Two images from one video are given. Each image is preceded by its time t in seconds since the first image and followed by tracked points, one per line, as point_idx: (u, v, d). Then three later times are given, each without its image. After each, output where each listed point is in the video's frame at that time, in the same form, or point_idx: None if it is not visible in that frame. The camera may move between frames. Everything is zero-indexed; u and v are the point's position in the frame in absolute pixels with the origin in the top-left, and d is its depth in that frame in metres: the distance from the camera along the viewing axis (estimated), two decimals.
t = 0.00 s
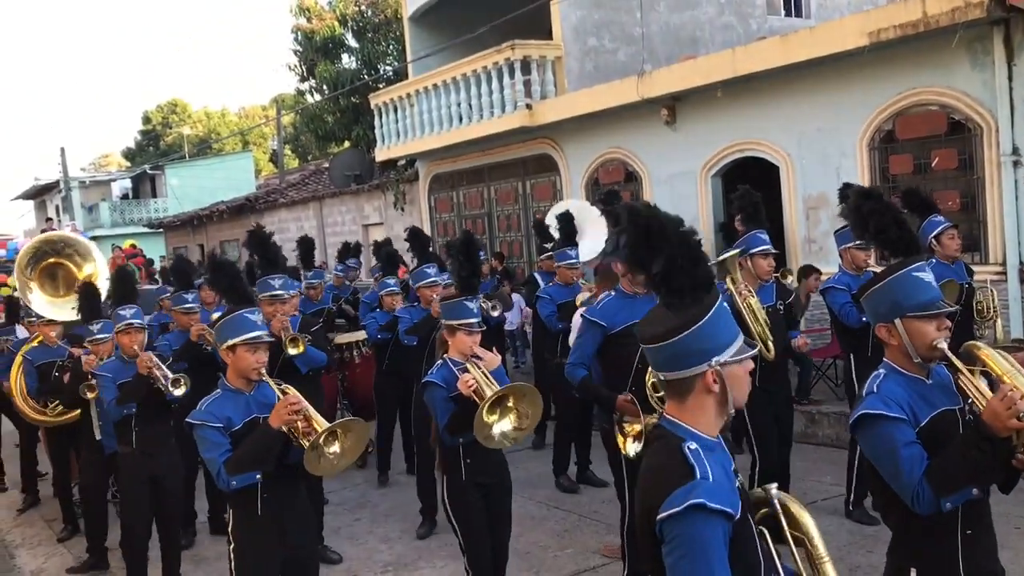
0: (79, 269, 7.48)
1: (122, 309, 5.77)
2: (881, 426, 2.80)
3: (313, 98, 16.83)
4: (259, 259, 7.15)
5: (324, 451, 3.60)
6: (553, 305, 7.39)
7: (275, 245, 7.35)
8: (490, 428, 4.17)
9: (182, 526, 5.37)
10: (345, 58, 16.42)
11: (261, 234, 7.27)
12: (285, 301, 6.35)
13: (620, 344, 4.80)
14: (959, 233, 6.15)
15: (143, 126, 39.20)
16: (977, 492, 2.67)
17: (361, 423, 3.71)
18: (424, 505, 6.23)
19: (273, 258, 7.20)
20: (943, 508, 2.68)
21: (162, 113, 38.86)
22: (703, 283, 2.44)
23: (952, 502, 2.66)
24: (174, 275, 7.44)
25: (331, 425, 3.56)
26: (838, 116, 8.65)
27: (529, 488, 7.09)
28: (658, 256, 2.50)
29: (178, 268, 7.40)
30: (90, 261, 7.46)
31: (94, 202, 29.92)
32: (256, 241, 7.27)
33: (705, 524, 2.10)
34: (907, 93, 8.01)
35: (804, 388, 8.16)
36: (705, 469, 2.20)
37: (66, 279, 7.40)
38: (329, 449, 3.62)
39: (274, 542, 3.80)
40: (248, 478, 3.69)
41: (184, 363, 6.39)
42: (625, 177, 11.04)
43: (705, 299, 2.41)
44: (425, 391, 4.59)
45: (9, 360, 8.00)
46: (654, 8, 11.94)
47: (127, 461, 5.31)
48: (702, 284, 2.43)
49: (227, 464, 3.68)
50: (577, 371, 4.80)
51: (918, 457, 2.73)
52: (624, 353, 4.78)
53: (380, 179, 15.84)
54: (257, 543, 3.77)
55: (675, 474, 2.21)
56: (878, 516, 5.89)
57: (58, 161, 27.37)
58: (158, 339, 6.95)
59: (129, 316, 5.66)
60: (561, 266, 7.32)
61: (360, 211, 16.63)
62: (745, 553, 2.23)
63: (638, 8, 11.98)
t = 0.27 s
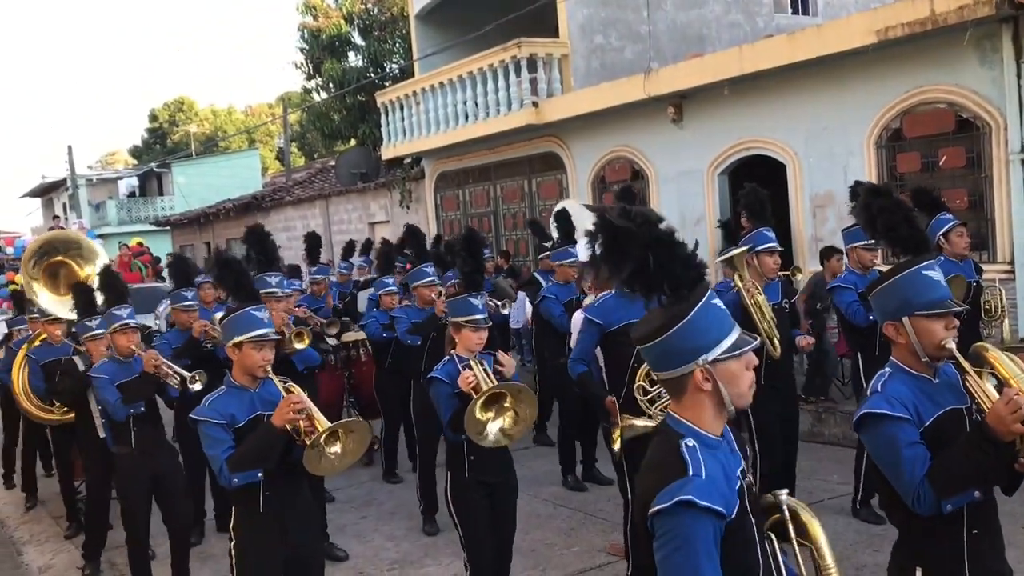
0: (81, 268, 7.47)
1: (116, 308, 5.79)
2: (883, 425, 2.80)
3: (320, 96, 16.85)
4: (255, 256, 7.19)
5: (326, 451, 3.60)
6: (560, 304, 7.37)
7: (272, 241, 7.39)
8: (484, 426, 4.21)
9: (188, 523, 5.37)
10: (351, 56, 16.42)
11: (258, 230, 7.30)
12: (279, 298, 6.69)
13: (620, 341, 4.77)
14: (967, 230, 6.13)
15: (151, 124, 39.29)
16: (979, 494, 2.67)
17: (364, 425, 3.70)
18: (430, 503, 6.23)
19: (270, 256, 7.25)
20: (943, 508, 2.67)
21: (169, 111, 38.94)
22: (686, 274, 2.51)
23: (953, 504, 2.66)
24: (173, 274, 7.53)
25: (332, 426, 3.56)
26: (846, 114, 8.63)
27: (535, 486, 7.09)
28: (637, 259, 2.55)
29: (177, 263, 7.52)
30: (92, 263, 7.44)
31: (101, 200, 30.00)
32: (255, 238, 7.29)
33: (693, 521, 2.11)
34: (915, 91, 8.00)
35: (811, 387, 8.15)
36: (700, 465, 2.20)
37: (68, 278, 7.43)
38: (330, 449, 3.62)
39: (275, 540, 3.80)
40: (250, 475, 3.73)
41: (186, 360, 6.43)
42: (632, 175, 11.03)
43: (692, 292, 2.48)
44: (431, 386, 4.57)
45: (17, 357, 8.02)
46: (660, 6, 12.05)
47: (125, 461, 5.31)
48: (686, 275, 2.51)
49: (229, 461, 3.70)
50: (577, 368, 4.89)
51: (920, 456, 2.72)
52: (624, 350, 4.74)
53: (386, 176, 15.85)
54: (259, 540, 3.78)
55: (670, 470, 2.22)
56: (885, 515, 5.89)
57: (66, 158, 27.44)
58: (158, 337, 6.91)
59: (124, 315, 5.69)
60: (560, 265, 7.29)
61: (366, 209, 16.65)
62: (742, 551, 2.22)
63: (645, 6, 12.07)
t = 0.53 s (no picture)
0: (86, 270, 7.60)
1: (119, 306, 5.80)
2: (898, 430, 2.79)
3: (330, 95, 16.88)
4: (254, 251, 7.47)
5: (336, 454, 3.62)
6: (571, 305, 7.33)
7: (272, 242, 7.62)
8: (496, 429, 4.20)
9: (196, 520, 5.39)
10: (361, 55, 16.44)
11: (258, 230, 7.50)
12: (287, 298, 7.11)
13: (622, 342, 4.76)
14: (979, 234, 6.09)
15: (162, 122, 39.40)
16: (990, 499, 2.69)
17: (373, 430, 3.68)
18: (438, 502, 6.24)
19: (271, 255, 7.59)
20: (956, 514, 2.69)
21: (179, 109, 39.04)
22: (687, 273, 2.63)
23: (966, 510, 2.68)
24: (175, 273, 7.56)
25: (345, 433, 3.59)
26: (857, 114, 8.60)
27: (543, 486, 7.10)
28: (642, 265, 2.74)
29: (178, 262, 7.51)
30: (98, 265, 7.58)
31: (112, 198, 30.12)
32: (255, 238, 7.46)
33: (682, 532, 2.14)
34: (926, 92, 7.97)
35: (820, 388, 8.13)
36: (694, 476, 2.22)
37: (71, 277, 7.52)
38: (341, 453, 3.64)
39: (277, 541, 3.80)
40: (258, 476, 3.76)
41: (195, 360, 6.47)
42: (642, 175, 11.02)
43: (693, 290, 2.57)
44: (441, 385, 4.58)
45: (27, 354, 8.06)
46: (671, 6, 12.03)
47: (132, 459, 5.33)
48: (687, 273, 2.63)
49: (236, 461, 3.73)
50: (578, 368, 4.83)
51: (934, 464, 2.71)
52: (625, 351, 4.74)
53: (396, 175, 15.87)
54: (261, 541, 3.79)
55: (665, 478, 2.25)
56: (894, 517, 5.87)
57: (77, 156, 27.54)
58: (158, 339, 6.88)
59: (127, 314, 5.70)
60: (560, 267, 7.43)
61: (375, 208, 16.67)
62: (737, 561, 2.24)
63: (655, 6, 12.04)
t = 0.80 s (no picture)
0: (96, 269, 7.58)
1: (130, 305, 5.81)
2: (925, 437, 2.74)
3: (342, 95, 16.91)
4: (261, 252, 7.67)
5: (350, 448, 3.57)
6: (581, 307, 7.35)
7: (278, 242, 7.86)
8: (516, 428, 4.15)
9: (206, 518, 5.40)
10: (374, 55, 16.46)
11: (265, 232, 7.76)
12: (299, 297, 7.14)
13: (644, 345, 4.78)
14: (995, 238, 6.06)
15: (174, 121, 39.54)
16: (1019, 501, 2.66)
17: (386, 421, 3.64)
18: (447, 502, 6.24)
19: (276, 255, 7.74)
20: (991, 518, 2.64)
21: (192, 108, 39.18)
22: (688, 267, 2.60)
23: (1000, 512, 2.63)
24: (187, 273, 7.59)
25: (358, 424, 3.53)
26: (871, 117, 8.56)
27: (553, 487, 7.08)
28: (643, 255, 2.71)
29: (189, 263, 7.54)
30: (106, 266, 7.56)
31: (125, 196, 30.26)
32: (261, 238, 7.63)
33: (679, 535, 2.15)
34: (941, 95, 7.93)
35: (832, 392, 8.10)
36: (694, 479, 2.22)
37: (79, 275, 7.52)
38: (356, 446, 3.60)
39: (291, 537, 3.81)
40: (272, 472, 3.76)
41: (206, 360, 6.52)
42: (653, 177, 11.00)
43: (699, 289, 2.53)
44: (453, 385, 4.60)
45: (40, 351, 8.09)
46: (685, 8, 12.02)
47: (141, 456, 5.34)
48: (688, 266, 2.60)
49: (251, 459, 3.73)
50: (599, 373, 4.74)
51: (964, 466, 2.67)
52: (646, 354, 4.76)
53: (407, 175, 15.88)
54: (274, 538, 3.80)
55: (668, 481, 2.27)
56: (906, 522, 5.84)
57: (91, 154, 27.66)
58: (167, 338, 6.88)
59: (137, 313, 5.70)
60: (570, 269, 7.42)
61: (386, 208, 16.70)
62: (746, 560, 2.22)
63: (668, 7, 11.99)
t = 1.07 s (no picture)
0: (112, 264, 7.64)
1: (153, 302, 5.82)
2: (930, 443, 2.75)
3: (356, 95, 16.94)
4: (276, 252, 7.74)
5: (367, 444, 3.61)
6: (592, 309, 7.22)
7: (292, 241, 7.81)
8: (523, 429, 4.18)
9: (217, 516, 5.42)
10: (387, 55, 16.49)
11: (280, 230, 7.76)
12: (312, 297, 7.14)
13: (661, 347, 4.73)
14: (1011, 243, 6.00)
15: (189, 120, 39.70)
16: None
17: (403, 414, 3.69)
18: (458, 503, 6.24)
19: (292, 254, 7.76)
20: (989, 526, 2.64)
21: (206, 108, 39.33)
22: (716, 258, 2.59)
23: (999, 521, 2.61)
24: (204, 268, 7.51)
25: (373, 417, 3.56)
26: (886, 120, 8.52)
27: (564, 489, 7.07)
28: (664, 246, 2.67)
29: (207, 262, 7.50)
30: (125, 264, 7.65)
31: (139, 195, 30.42)
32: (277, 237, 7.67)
33: (693, 526, 2.20)
34: (956, 99, 7.89)
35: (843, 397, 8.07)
36: (715, 473, 2.26)
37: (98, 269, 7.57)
38: (372, 441, 3.63)
39: (309, 535, 3.83)
40: (292, 469, 3.73)
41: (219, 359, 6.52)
42: (666, 179, 10.97)
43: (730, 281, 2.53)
44: (464, 389, 4.58)
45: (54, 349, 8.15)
46: (699, 9, 11.98)
47: (156, 454, 5.39)
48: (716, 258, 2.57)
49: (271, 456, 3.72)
50: (616, 376, 4.82)
51: (966, 474, 2.68)
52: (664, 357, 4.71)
53: (420, 176, 15.90)
54: (292, 536, 3.81)
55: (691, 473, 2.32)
56: (919, 528, 5.81)
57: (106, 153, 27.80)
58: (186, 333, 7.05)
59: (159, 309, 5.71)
60: (585, 269, 7.35)
61: (399, 209, 16.74)
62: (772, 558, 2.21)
63: (682, 9, 11.97)
